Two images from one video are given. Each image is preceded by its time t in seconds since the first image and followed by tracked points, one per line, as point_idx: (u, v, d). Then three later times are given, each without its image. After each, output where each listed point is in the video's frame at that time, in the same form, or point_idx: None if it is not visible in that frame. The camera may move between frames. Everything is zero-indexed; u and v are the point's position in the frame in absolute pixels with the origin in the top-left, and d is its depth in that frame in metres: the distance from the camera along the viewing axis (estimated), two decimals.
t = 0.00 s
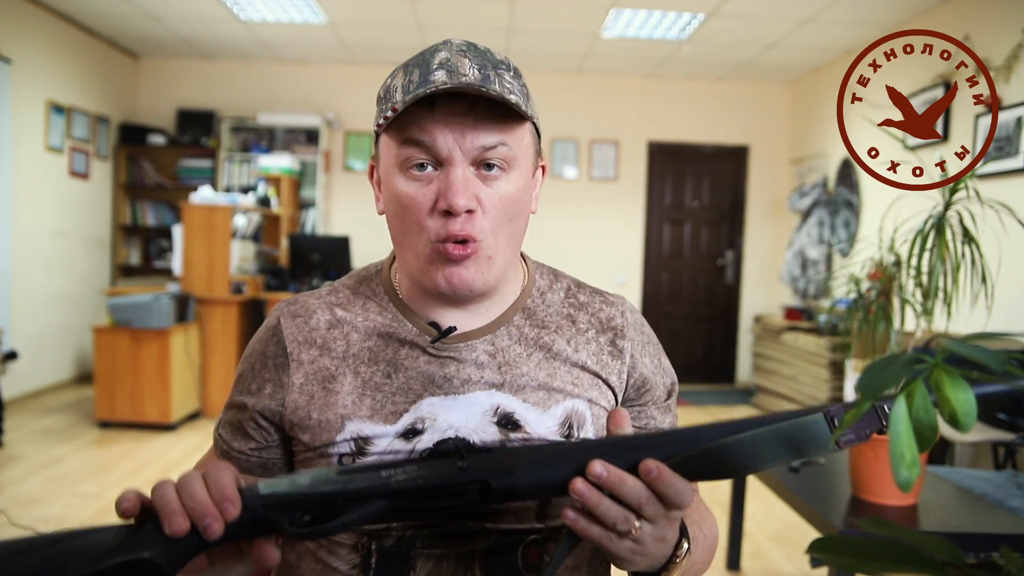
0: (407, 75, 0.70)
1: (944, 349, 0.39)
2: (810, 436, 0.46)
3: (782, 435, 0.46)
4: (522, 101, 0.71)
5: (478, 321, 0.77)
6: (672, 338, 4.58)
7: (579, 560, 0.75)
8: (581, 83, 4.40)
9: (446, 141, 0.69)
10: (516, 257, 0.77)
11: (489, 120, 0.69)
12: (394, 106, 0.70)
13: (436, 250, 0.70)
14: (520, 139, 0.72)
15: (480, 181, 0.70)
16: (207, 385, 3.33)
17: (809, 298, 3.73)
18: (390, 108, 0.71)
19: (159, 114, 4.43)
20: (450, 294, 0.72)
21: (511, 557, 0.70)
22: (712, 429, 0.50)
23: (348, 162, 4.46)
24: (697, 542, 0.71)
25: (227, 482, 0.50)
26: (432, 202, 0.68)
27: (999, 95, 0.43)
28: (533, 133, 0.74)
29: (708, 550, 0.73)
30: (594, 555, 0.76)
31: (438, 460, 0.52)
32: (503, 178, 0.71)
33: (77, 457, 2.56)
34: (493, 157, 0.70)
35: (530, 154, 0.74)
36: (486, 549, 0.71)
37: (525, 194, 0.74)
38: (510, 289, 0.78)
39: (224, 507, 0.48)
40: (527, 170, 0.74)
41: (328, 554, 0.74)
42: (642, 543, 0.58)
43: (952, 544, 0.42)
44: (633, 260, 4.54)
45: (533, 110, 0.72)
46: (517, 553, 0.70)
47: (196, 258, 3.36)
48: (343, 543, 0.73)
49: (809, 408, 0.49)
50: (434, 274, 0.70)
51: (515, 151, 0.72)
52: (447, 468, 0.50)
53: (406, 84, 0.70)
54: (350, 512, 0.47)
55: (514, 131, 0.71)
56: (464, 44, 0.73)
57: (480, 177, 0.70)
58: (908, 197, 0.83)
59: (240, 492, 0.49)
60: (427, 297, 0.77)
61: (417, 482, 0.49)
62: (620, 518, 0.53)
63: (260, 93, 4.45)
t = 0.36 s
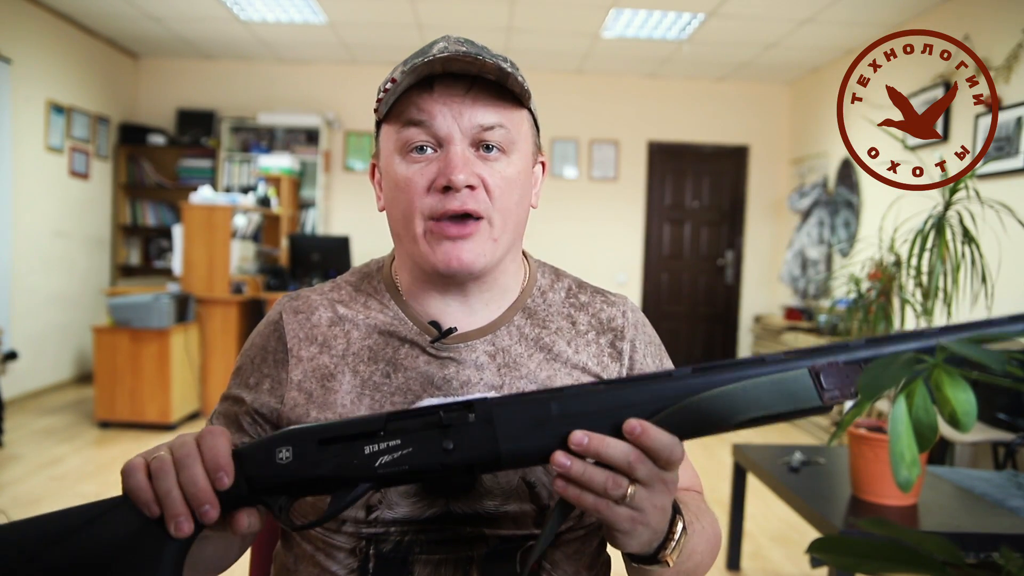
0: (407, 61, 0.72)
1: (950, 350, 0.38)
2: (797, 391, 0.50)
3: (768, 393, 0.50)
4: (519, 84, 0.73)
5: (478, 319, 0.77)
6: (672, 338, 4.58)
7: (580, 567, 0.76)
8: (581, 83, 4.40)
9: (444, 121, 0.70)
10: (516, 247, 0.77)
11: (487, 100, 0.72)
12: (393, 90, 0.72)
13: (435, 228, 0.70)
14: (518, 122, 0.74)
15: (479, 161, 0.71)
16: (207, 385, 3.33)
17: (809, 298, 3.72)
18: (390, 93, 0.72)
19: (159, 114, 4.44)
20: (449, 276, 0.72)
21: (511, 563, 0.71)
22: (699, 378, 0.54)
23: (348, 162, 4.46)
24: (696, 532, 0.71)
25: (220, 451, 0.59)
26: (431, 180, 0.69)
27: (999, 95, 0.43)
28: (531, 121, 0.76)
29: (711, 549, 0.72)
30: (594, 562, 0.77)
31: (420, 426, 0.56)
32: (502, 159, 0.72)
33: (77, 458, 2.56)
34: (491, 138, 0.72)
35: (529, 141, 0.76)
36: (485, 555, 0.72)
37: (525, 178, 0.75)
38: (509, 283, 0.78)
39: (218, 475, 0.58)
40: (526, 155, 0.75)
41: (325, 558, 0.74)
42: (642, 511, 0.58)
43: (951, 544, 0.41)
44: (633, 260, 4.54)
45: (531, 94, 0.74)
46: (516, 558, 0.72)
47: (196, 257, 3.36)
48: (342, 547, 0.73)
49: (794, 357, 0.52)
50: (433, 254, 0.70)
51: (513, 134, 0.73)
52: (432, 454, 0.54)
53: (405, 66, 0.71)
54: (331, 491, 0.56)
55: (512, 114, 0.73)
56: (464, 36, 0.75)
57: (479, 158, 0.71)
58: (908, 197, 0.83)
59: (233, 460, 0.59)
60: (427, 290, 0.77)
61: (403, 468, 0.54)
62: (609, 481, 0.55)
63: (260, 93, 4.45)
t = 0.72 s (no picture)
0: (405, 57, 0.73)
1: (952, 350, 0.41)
2: (800, 347, 0.53)
3: (770, 350, 0.54)
4: (516, 75, 0.73)
5: (477, 316, 0.77)
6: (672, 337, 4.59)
7: (579, 565, 0.75)
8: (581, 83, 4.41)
9: (443, 111, 0.71)
10: (515, 241, 0.77)
11: (484, 92, 0.72)
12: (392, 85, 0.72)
13: (433, 216, 0.69)
14: (516, 114, 0.74)
15: (478, 150, 0.71)
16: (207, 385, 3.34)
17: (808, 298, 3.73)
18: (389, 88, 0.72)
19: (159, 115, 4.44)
20: (449, 265, 0.71)
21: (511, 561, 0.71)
22: (701, 342, 0.56)
23: (348, 162, 4.47)
24: (697, 523, 0.70)
25: (229, 444, 0.59)
26: (431, 169, 0.69)
27: (998, 95, 0.43)
28: (528, 115, 0.77)
29: (713, 539, 0.72)
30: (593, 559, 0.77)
31: (423, 411, 0.57)
32: (500, 149, 0.72)
33: (77, 458, 2.56)
34: (490, 128, 0.72)
35: (527, 134, 0.76)
36: (485, 554, 0.72)
37: (523, 170, 0.75)
38: (507, 278, 0.78)
39: (229, 468, 0.58)
40: (524, 147, 0.75)
41: (325, 558, 0.73)
42: (649, 479, 0.57)
43: (952, 545, 0.40)
44: (633, 260, 4.55)
45: (528, 88, 0.75)
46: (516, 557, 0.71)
47: (196, 257, 3.36)
48: (341, 547, 0.73)
49: (797, 315, 0.56)
50: (432, 243, 0.70)
51: (511, 124, 0.74)
52: (437, 441, 0.56)
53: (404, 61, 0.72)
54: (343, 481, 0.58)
55: (510, 106, 0.74)
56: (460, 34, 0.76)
57: (478, 147, 0.71)
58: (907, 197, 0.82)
59: (244, 453, 0.59)
60: (426, 286, 0.77)
61: (409, 454, 0.56)
62: (615, 453, 0.54)
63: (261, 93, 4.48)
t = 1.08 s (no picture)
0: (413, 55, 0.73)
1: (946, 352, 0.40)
2: (804, 346, 0.54)
3: (774, 349, 0.54)
4: (521, 77, 0.74)
5: (476, 314, 0.77)
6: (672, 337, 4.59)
7: (579, 562, 0.76)
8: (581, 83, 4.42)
9: (449, 110, 0.71)
10: (515, 241, 0.77)
11: (489, 92, 0.73)
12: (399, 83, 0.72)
13: (437, 213, 0.70)
14: (519, 115, 0.75)
15: (482, 149, 0.71)
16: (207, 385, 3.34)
17: (808, 298, 3.73)
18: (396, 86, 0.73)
19: (159, 115, 4.43)
20: (451, 262, 0.71)
21: (510, 557, 0.72)
22: (707, 339, 0.57)
23: (348, 162, 4.48)
24: (697, 519, 0.70)
25: (238, 418, 0.60)
26: (435, 166, 0.69)
27: (998, 95, 0.43)
28: (531, 117, 0.77)
29: (713, 534, 0.72)
30: (593, 554, 0.77)
31: (433, 397, 0.57)
32: (504, 149, 0.73)
33: (76, 458, 2.55)
34: (494, 128, 0.72)
35: (530, 135, 0.77)
36: (485, 550, 0.72)
37: (525, 171, 0.75)
38: (507, 277, 0.78)
39: (238, 443, 0.59)
40: (527, 147, 0.76)
41: (326, 556, 0.74)
42: (658, 474, 0.58)
43: (952, 545, 0.40)
44: (632, 260, 4.55)
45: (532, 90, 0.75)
46: (515, 554, 0.72)
47: (196, 257, 3.36)
48: (342, 545, 0.73)
49: (802, 317, 0.57)
50: (435, 240, 0.70)
51: (515, 125, 0.74)
52: (448, 428, 0.56)
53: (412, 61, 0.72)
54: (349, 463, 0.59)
55: (513, 107, 0.74)
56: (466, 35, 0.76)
57: (482, 146, 0.71)
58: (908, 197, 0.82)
59: (253, 429, 0.60)
60: (426, 283, 0.77)
61: (417, 440, 0.56)
62: (623, 448, 0.56)
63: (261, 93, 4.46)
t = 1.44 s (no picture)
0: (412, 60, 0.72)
1: (943, 348, 0.30)
2: (815, 365, 0.53)
3: (786, 366, 0.53)
4: (522, 81, 0.73)
5: (476, 315, 0.77)
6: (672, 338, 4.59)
7: (578, 561, 0.76)
8: (581, 83, 4.42)
9: (449, 116, 0.71)
10: (516, 243, 0.77)
11: (490, 98, 0.72)
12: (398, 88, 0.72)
13: (437, 221, 0.70)
14: (520, 119, 0.74)
15: (482, 156, 0.72)
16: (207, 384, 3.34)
17: (808, 298, 3.73)
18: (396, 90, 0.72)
19: (159, 115, 4.43)
20: (451, 269, 0.72)
21: (510, 555, 0.72)
22: (722, 351, 0.56)
23: (348, 162, 4.47)
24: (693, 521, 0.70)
25: (252, 379, 0.59)
26: (436, 175, 0.70)
27: (998, 95, 0.43)
28: (532, 118, 0.77)
29: (711, 536, 0.72)
30: (593, 554, 0.77)
31: (449, 383, 0.56)
32: (504, 155, 0.73)
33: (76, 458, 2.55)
34: (495, 134, 0.72)
35: (530, 137, 0.77)
36: (484, 548, 0.72)
37: (526, 175, 0.75)
38: (508, 279, 0.78)
39: (247, 402, 0.57)
40: (527, 152, 0.76)
41: (326, 554, 0.74)
42: (663, 478, 0.59)
43: (950, 545, 0.40)
44: (633, 260, 4.55)
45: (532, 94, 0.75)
46: (515, 552, 0.72)
47: (196, 257, 3.36)
48: (343, 543, 0.73)
49: (817, 337, 0.55)
50: (435, 247, 0.70)
51: (515, 130, 0.74)
52: (460, 415, 0.55)
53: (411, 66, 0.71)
54: (356, 442, 0.58)
55: (514, 112, 0.74)
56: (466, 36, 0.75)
57: (483, 153, 0.72)
58: (907, 197, 0.82)
59: (264, 391, 0.59)
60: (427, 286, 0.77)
61: (429, 425, 0.55)
62: (632, 451, 0.56)
63: (261, 93, 4.44)
